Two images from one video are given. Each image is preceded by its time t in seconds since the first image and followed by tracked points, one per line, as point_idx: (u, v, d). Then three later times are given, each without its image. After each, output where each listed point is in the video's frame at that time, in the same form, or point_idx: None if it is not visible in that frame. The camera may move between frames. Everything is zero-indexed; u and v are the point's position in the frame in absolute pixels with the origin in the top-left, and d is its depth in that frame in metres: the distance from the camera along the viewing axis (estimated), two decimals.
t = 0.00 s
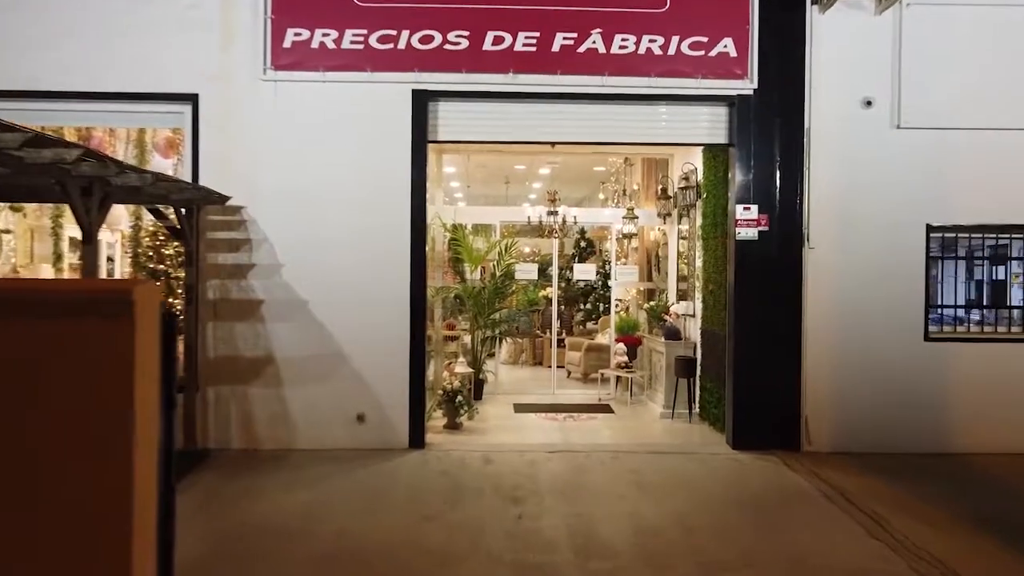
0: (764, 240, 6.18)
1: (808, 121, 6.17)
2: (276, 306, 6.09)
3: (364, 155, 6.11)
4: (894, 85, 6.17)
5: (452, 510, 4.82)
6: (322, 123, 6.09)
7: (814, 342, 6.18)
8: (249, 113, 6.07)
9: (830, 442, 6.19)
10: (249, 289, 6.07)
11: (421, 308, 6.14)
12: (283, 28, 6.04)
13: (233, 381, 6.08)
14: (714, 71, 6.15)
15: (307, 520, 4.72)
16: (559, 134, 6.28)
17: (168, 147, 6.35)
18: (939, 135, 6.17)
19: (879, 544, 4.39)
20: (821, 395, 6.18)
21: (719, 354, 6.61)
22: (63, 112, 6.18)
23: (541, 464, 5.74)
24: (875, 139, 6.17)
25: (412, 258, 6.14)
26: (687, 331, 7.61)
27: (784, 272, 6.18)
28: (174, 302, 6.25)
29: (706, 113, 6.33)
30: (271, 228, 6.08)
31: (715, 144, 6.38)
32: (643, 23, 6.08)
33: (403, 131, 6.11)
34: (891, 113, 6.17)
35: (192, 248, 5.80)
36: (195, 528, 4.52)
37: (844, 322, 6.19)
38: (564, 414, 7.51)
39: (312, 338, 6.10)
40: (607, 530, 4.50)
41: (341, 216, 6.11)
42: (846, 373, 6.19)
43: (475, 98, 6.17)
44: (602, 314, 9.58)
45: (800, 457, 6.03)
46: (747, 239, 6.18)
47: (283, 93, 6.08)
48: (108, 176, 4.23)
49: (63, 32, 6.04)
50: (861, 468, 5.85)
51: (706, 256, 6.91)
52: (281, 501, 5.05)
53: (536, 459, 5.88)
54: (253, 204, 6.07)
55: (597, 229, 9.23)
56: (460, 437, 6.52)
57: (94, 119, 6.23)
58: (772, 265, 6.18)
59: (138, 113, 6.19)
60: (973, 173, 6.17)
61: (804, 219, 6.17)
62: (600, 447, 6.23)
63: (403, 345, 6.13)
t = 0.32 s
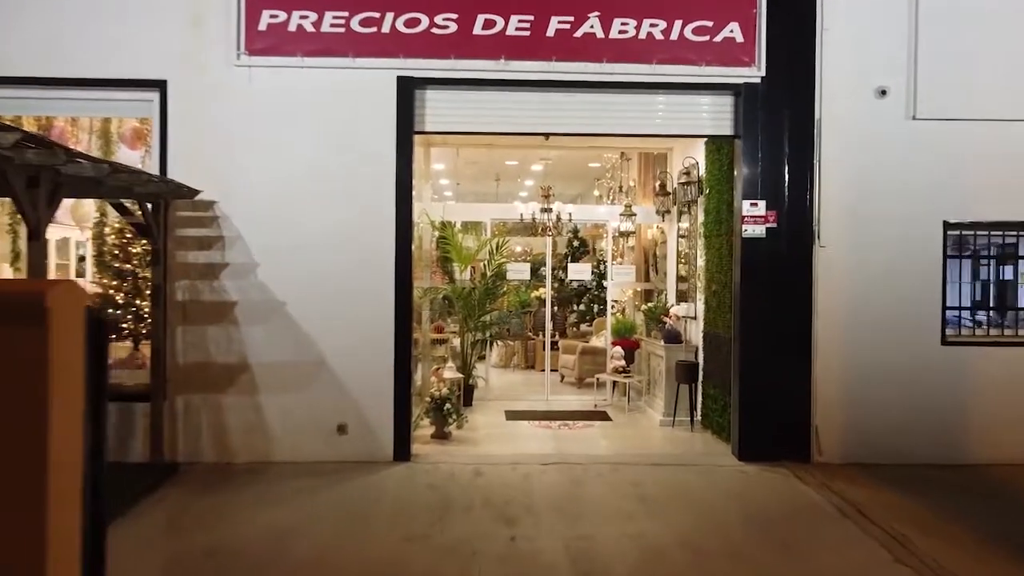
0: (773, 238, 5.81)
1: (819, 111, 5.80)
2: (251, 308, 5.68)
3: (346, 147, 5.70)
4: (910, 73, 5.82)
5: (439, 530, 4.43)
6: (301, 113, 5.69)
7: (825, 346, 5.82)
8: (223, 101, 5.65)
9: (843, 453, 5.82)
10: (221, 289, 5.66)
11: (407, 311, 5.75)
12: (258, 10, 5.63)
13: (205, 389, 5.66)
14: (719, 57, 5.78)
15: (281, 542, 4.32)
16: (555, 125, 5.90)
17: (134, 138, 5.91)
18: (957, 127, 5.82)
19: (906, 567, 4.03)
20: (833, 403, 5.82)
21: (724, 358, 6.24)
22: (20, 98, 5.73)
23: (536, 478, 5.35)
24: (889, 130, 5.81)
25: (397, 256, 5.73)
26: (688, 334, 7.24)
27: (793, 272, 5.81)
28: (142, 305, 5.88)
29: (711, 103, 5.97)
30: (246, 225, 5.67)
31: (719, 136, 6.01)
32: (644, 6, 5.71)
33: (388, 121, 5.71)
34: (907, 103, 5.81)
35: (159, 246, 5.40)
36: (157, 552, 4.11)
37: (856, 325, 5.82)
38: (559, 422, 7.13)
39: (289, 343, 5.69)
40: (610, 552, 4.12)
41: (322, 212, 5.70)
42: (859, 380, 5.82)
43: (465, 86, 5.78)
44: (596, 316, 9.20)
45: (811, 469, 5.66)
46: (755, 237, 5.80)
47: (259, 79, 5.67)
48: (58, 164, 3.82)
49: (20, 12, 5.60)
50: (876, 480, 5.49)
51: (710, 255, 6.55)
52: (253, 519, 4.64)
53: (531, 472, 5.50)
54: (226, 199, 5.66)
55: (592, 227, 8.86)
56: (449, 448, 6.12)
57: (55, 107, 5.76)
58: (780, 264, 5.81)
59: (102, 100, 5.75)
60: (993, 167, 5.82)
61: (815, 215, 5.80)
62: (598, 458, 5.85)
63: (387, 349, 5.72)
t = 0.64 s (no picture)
0: (783, 236, 5.42)
1: (832, 100, 5.41)
2: (220, 312, 5.23)
3: (323, 137, 5.27)
4: (928, 59, 5.43)
5: (422, 556, 4.03)
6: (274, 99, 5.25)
7: (837, 351, 5.43)
8: (189, 87, 5.21)
9: (856, 466, 5.45)
10: (187, 291, 5.21)
11: (390, 314, 5.31)
12: None
13: (169, 399, 5.21)
14: (725, 42, 5.38)
15: (247, 570, 3.90)
16: (549, 114, 5.50)
17: (95, 127, 5.44)
18: (979, 117, 5.44)
19: None
20: (846, 412, 5.44)
21: (729, 364, 5.85)
22: None
23: (529, 495, 4.94)
24: (906, 121, 5.43)
25: (378, 256, 5.29)
26: (688, 337, 6.88)
27: (805, 272, 5.42)
28: (101, 308, 5.44)
29: (716, 91, 5.58)
30: (214, 221, 5.22)
31: (725, 127, 5.62)
32: None
33: (368, 108, 5.28)
34: (925, 91, 5.43)
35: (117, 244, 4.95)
36: None
37: (871, 329, 5.44)
38: (552, 431, 6.72)
39: (260, 349, 5.26)
40: None
41: (296, 208, 5.26)
42: (875, 388, 5.45)
43: (452, 72, 5.36)
44: (589, 318, 8.78)
45: (823, 484, 5.28)
46: (764, 234, 5.41)
47: (228, 64, 5.22)
48: None
49: None
50: (894, 496, 5.11)
51: (714, 254, 6.14)
52: (218, 544, 4.22)
53: (522, 488, 5.09)
54: (192, 194, 5.21)
55: (586, 225, 8.45)
56: (436, 461, 5.70)
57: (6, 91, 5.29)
58: (790, 264, 5.42)
59: (58, 83, 5.29)
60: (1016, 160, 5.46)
61: (828, 212, 5.41)
62: (595, 471, 5.45)
63: (368, 356, 5.29)
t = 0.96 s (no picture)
0: (796, 232, 5.05)
1: (848, 87, 5.05)
2: (187, 314, 4.82)
3: (301, 124, 4.86)
4: (951, 44, 5.08)
5: None
6: (246, 83, 4.84)
7: (853, 356, 5.07)
8: (154, 69, 4.79)
9: (873, 479, 5.09)
10: (151, 291, 4.80)
11: (373, 316, 4.91)
12: None
13: (133, 409, 4.80)
14: (734, 23, 5.01)
15: None
16: (544, 101, 5.12)
17: (51, 113, 4.97)
18: (1003, 106, 5.09)
19: None
20: (862, 421, 5.08)
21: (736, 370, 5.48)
22: None
23: (523, 512, 4.57)
24: (926, 109, 5.07)
25: (360, 254, 4.89)
26: (690, 340, 6.52)
27: (818, 271, 5.06)
28: (59, 310, 5.00)
29: (724, 76, 5.21)
30: (181, 216, 4.81)
31: (732, 115, 5.25)
32: None
33: (349, 93, 4.87)
34: (947, 77, 5.07)
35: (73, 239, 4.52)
36: None
37: (888, 332, 5.08)
38: (547, 439, 6.35)
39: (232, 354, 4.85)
40: None
41: (271, 201, 4.85)
42: (893, 395, 5.09)
43: (440, 54, 4.96)
44: (584, 318, 8.38)
45: (839, 498, 4.92)
46: (775, 230, 5.04)
47: (196, 44, 4.81)
48: None
49: None
50: (915, 510, 4.76)
51: (721, 252, 5.77)
52: (180, 568, 3.82)
53: (516, 503, 4.71)
54: (158, 186, 4.80)
55: (581, 223, 8.11)
56: (422, 474, 5.32)
57: None
58: (802, 263, 5.06)
59: (11, 65, 4.85)
60: None
61: (843, 207, 5.05)
62: (594, 485, 5.08)
63: (348, 361, 4.89)
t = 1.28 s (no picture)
0: (814, 226, 4.65)
1: (870, 68, 4.64)
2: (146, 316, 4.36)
3: (273, 105, 4.41)
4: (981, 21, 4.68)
5: None
6: (212, 61, 4.38)
7: (875, 361, 4.67)
8: (109, 44, 4.32)
9: (898, 494, 4.68)
10: (105, 291, 4.33)
11: (352, 317, 4.46)
12: None
13: (85, 421, 4.34)
14: None
15: None
16: (540, 83, 4.69)
17: None
18: None
19: None
20: (887, 431, 4.68)
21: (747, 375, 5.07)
22: None
23: (518, 533, 4.14)
24: (955, 92, 4.67)
25: (338, 250, 4.44)
26: (695, 343, 6.11)
27: (839, 268, 4.65)
28: None
29: (735, 57, 4.80)
30: (140, 207, 4.35)
31: (745, 99, 4.83)
32: None
33: (326, 72, 4.43)
34: (976, 59, 4.68)
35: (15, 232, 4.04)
36: None
37: (914, 334, 4.68)
38: (542, 449, 5.92)
39: (196, 360, 4.39)
40: None
41: (240, 191, 4.40)
42: (920, 403, 4.68)
43: (427, 30, 4.53)
44: (579, 320, 7.81)
45: (862, 515, 4.52)
46: (792, 224, 4.63)
47: (157, 17, 4.35)
48: None
49: None
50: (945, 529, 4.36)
51: (730, 248, 5.36)
52: None
53: (510, 524, 4.29)
54: (114, 174, 4.33)
55: (577, 219, 7.69)
56: (407, 490, 4.88)
57: None
58: (821, 259, 4.65)
59: None
60: None
61: (865, 198, 4.64)
62: (594, 502, 4.65)
63: (325, 367, 4.44)
